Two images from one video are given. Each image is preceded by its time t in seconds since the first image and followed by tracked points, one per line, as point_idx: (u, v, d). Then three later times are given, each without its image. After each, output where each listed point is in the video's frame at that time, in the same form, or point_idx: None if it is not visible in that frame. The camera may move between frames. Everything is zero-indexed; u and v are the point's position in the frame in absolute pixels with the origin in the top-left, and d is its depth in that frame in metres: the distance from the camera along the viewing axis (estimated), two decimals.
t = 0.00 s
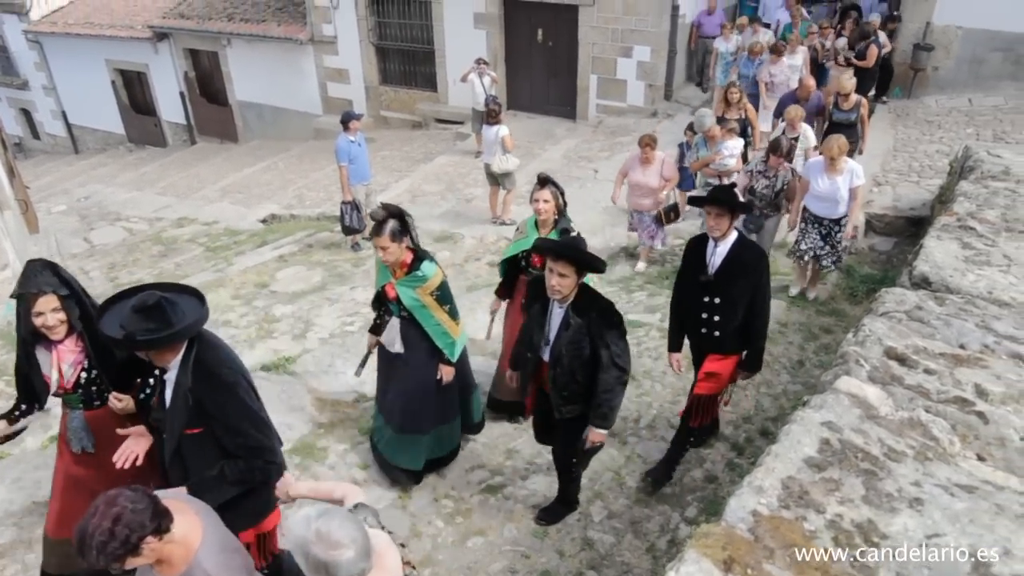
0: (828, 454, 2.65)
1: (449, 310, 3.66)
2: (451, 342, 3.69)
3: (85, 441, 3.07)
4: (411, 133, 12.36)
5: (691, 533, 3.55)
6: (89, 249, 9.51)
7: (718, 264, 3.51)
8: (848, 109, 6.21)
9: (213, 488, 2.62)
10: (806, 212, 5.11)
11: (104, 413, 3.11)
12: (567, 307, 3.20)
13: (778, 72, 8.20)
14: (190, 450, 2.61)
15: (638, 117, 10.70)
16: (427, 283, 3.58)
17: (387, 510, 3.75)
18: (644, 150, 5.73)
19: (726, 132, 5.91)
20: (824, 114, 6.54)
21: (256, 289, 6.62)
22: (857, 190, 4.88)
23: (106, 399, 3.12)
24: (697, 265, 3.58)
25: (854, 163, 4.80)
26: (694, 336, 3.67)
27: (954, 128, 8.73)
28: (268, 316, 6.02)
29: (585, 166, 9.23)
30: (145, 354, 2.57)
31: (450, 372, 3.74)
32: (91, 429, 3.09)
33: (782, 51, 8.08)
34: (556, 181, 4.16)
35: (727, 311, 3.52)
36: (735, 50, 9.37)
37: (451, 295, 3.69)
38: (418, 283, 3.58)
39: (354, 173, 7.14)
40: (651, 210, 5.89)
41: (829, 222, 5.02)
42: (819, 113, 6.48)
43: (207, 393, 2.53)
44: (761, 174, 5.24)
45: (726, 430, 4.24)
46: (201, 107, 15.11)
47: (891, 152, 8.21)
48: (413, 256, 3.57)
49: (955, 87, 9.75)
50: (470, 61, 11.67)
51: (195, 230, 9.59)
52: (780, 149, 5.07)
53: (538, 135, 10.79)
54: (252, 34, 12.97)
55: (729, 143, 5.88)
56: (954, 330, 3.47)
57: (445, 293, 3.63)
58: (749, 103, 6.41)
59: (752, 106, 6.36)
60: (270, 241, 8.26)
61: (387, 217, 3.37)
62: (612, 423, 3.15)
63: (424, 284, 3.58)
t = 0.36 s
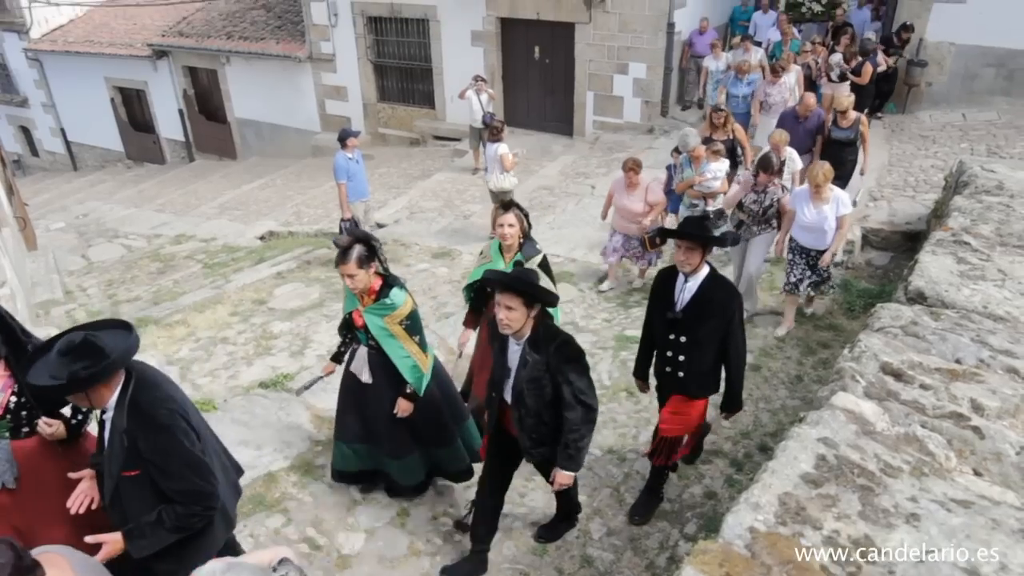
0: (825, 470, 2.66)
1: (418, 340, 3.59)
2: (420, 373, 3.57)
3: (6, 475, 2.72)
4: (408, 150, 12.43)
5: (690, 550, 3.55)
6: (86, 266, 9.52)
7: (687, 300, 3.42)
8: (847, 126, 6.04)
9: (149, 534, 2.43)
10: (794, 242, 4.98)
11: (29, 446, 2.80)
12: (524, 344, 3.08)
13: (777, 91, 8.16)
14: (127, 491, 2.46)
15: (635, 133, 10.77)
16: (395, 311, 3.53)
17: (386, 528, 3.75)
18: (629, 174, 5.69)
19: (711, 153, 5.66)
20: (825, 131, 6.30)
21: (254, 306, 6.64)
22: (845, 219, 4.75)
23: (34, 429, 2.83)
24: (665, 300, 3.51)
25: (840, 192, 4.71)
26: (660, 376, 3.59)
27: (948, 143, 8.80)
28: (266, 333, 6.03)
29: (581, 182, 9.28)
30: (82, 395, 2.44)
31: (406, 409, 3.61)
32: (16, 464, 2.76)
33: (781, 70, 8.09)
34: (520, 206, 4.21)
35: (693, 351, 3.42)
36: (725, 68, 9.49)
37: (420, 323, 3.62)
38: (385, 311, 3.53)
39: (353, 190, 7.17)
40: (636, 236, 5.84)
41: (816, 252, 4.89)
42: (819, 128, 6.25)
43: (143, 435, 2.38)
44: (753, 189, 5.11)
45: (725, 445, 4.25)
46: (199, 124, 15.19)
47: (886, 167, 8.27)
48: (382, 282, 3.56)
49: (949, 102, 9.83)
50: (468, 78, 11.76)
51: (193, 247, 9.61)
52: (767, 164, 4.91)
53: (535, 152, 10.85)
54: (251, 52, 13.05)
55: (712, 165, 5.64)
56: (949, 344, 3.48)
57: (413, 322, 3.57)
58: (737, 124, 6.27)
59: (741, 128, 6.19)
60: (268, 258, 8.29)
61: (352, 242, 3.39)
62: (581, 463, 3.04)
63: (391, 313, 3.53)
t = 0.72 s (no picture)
0: (822, 480, 2.66)
1: (381, 373, 3.37)
2: (382, 408, 3.34)
3: None
4: (407, 160, 12.46)
5: (689, 560, 3.54)
6: (85, 276, 9.52)
7: (665, 324, 3.24)
8: (842, 142, 5.96)
9: None
10: (783, 258, 4.83)
11: None
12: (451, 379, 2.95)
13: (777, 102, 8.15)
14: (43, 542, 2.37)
15: (632, 143, 10.81)
16: (354, 346, 3.31)
17: (384, 539, 3.74)
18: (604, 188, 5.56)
19: (689, 168, 5.50)
20: (818, 149, 6.19)
21: (252, 317, 6.64)
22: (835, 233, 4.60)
23: None
24: (643, 322, 3.32)
25: (830, 205, 4.57)
26: (634, 401, 3.45)
27: (944, 151, 8.84)
28: (265, 344, 6.03)
29: (579, 192, 9.30)
30: None
31: (366, 446, 3.41)
32: None
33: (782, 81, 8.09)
34: (476, 234, 3.94)
35: (669, 376, 3.27)
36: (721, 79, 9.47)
37: (382, 357, 3.40)
38: (343, 345, 3.31)
39: (350, 201, 7.18)
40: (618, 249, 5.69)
41: (808, 267, 4.73)
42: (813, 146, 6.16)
43: (53, 482, 2.28)
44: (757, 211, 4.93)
45: (724, 455, 4.25)
46: (198, 135, 15.22)
47: (883, 176, 8.30)
48: (339, 316, 3.35)
49: (945, 111, 9.86)
50: (465, 89, 11.81)
51: (191, 257, 9.62)
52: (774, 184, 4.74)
53: (533, 162, 10.89)
54: (249, 63, 13.10)
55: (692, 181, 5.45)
56: (946, 353, 3.49)
57: (375, 355, 3.35)
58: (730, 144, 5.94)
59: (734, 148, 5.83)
60: (266, 269, 8.30)
61: (299, 279, 3.24)
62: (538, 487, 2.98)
63: (350, 347, 3.31)
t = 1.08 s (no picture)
0: (812, 493, 2.67)
1: (315, 401, 3.28)
2: (319, 438, 3.24)
3: None
4: (399, 175, 12.48)
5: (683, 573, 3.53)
6: (76, 292, 9.49)
7: (626, 370, 3.14)
8: (831, 156, 5.96)
9: None
10: (772, 287, 4.57)
11: None
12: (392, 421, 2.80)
13: (763, 119, 7.82)
14: None
15: (624, 156, 10.86)
16: (285, 370, 3.22)
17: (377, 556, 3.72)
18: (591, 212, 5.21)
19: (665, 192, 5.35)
20: (801, 162, 6.16)
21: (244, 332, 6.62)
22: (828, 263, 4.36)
23: None
24: (603, 369, 3.22)
25: (824, 234, 4.32)
26: (599, 450, 3.30)
27: (933, 163, 8.91)
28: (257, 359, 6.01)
29: (571, 206, 9.32)
30: None
31: (306, 479, 3.26)
32: None
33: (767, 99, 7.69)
34: (436, 246, 3.52)
35: (636, 422, 3.18)
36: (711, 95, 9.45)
37: (316, 382, 3.31)
38: (273, 370, 3.22)
39: (342, 216, 7.17)
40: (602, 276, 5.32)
41: (796, 299, 4.47)
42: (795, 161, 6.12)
43: None
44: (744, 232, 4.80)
45: (717, 467, 4.25)
46: (190, 149, 15.22)
47: (873, 187, 8.36)
48: (270, 339, 3.25)
49: (933, 123, 9.92)
50: (457, 103, 11.86)
51: (183, 272, 9.60)
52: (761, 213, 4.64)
53: (526, 176, 10.92)
54: (241, 78, 13.12)
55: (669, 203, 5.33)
56: (936, 364, 3.51)
57: (306, 381, 3.26)
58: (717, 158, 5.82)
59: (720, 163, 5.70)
60: (259, 283, 8.29)
61: (227, 300, 3.12)
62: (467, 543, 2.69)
63: (280, 372, 3.22)
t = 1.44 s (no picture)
0: (800, 511, 2.68)
1: (256, 448, 3.14)
2: (262, 488, 3.09)
3: None
4: (390, 192, 12.51)
5: None
6: (64, 308, 9.44)
7: (568, 407, 2.97)
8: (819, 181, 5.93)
9: None
10: (761, 315, 4.52)
11: None
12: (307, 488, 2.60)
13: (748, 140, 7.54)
14: None
15: (615, 173, 10.93)
16: (221, 417, 3.08)
17: None
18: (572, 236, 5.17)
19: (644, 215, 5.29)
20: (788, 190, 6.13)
21: (233, 349, 6.60)
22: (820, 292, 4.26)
23: None
24: (546, 408, 3.05)
25: (816, 263, 4.23)
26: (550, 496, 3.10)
27: (920, 181, 9.00)
28: (245, 376, 5.98)
29: (562, 223, 9.35)
30: None
31: (258, 528, 3.10)
32: None
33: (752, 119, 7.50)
34: (372, 293, 3.46)
35: (583, 464, 2.98)
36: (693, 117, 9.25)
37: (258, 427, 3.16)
38: (213, 415, 3.09)
39: (333, 233, 7.16)
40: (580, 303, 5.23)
41: (787, 327, 4.40)
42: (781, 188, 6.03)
43: None
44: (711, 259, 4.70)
45: (708, 484, 4.25)
46: (181, 166, 15.21)
47: (860, 205, 8.43)
48: (208, 383, 3.12)
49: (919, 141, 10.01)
50: (448, 120, 11.92)
51: (173, 288, 9.57)
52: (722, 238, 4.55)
53: (517, 193, 10.97)
54: (232, 95, 13.16)
55: (648, 227, 5.26)
56: (924, 382, 3.53)
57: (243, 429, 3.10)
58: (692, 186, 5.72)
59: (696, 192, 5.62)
60: (249, 300, 8.27)
61: (160, 343, 3.05)
62: None
63: (218, 418, 3.09)
